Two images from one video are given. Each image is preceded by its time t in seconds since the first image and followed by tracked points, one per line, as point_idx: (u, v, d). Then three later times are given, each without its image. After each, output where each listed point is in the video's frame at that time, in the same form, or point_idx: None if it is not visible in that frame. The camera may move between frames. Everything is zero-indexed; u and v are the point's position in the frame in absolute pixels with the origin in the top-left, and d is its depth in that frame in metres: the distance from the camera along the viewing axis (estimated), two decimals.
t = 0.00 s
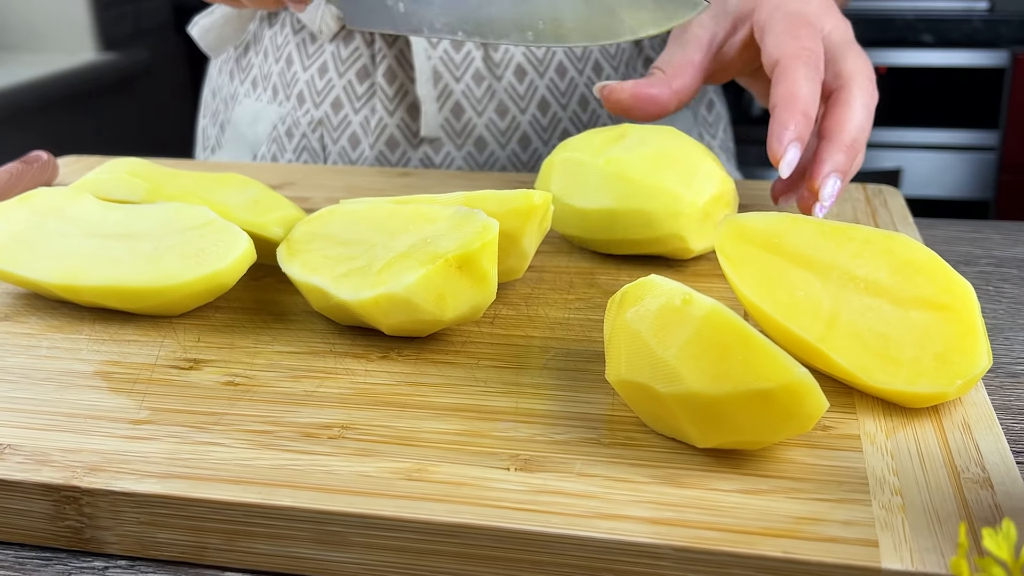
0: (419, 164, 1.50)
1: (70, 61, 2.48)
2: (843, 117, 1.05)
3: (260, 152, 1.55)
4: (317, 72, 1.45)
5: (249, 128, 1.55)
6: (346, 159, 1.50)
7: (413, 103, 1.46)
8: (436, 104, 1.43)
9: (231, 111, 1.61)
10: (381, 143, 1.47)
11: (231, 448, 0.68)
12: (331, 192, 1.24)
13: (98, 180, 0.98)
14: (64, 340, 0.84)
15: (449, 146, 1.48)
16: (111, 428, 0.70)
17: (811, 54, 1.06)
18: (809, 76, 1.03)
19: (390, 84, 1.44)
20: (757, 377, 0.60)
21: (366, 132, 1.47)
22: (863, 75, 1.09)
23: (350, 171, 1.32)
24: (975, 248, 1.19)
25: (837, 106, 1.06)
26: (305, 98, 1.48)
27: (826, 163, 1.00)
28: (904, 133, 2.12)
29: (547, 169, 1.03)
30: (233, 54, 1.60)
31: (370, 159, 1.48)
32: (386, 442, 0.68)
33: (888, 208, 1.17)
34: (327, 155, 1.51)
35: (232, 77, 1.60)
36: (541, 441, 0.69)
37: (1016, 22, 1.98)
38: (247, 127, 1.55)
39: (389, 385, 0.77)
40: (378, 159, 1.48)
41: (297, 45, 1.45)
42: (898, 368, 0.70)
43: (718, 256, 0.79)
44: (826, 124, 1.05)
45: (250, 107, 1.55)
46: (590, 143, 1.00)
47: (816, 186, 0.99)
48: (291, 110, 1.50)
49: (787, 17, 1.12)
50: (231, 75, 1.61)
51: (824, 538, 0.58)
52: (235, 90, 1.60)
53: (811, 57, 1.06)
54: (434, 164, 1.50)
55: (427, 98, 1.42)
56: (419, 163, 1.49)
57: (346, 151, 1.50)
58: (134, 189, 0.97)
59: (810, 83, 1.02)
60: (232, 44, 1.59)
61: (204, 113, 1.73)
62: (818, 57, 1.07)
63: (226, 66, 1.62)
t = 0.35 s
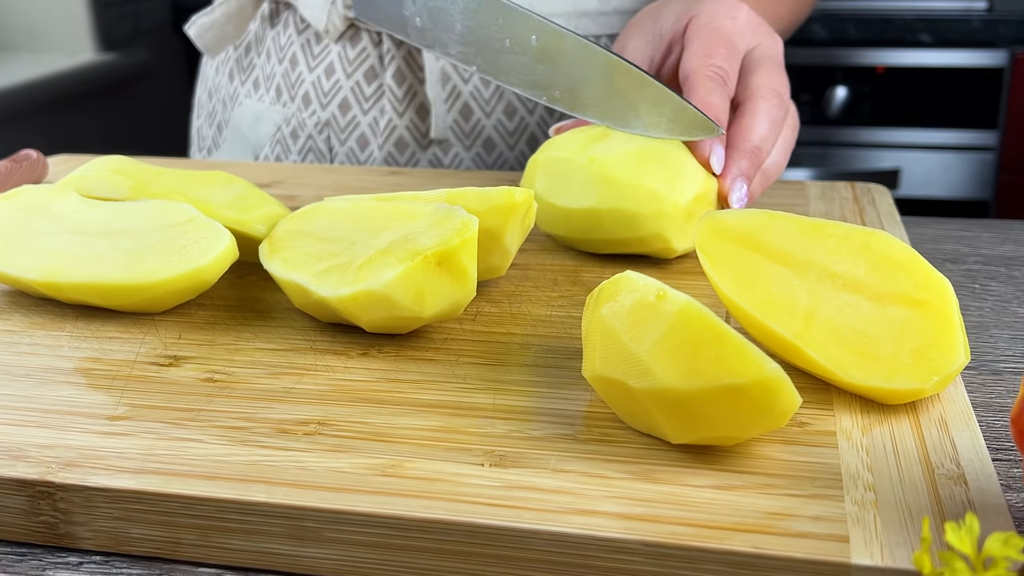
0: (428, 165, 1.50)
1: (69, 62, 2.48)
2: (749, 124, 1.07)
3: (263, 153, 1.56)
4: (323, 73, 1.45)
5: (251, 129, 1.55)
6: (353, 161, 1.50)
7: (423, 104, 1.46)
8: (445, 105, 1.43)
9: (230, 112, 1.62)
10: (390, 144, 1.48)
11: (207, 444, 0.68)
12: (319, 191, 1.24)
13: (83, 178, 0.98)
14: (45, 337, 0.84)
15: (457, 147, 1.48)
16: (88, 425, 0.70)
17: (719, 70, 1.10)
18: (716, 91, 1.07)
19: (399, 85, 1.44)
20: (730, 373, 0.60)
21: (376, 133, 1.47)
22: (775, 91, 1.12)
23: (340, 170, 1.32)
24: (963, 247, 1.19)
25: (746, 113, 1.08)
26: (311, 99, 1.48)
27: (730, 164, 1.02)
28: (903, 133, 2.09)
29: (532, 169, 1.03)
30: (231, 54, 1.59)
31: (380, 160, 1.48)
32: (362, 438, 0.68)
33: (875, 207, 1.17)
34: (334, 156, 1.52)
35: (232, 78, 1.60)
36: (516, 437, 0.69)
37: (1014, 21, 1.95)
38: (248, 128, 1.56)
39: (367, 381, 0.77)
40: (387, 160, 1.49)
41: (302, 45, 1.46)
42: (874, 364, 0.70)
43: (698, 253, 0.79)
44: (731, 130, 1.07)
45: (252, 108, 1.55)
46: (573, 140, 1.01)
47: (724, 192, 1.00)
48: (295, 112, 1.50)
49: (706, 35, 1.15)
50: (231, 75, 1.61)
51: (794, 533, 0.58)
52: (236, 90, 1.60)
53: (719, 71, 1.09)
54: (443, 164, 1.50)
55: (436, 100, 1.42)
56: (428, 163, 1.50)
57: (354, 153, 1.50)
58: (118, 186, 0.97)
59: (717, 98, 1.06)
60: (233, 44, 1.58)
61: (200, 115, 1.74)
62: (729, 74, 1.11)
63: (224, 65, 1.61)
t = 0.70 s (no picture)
0: (428, 160, 1.50)
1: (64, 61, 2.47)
2: (732, 121, 1.07)
3: (257, 140, 1.56)
4: (325, 60, 1.45)
5: (246, 115, 1.55)
6: (352, 152, 1.51)
7: (425, 97, 1.46)
8: (446, 99, 1.44)
9: (224, 95, 1.60)
10: (391, 136, 1.48)
11: (182, 440, 0.68)
12: (306, 189, 1.24)
13: (65, 174, 0.98)
14: (26, 333, 0.84)
15: (458, 142, 1.48)
16: (64, 420, 0.70)
17: (706, 69, 1.10)
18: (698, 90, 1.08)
19: (402, 76, 1.44)
20: (702, 368, 0.60)
21: (377, 124, 1.48)
22: (761, 89, 1.12)
23: (328, 167, 1.32)
24: (950, 245, 1.19)
25: (729, 111, 1.08)
26: (312, 86, 1.48)
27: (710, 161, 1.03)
28: (898, 133, 2.08)
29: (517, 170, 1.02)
30: (226, 35, 1.56)
31: (380, 153, 1.49)
32: (337, 434, 0.68)
33: (861, 205, 1.17)
34: (331, 146, 1.51)
35: (227, 61, 1.57)
36: (492, 433, 0.69)
37: (1010, 20, 1.94)
38: (243, 113, 1.55)
39: (345, 378, 0.77)
40: (387, 153, 1.49)
41: (303, 31, 1.45)
42: (850, 361, 0.70)
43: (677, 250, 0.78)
44: (713, 126, 1.08)
45: (248, 93, 1.54)
46: (555, 143, 1.00)
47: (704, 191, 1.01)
48: (293, 99, 1.50)
49: (694, 32, 1.15)
50: (225, 58, 1.58)
51: (766, 529, 0.58)
52: (231, 74, 1.58)
53: (705, 70, 1.09)
54: (444, 160, 1.50)
55: (436, 94, 1.42)
56: (428, 158, 1.49)
57: (353, 143, 1.50)
58: (101, 183, 0.97)
59: (701, 98, 1.06)
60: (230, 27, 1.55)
61: (188, 95, 1.71)
62: (714, 72, 1.11)
63: (217, 47, 1.59)
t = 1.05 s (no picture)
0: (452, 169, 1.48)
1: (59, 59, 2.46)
2: (715, 116, 1.07)
3: (269, 147, 1.58)
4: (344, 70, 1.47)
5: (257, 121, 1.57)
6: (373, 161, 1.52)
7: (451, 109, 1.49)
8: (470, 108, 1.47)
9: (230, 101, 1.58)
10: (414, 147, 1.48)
11: (160, 433, 0.68)
12: (295, 184, 1.24)
13: (51, 169, 0.98)
14: (8, 327, 0.84)
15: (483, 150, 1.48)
16: (42, 413, 0.70)
17: (691, 65, 1.10)
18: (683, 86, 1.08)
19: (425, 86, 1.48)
20: (680, 361, 0.61)
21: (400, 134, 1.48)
22: (744, 86, 1.12)
23: (317, 164, 1.32)
24: (938, 242, 1.18)
25: (713, 108, 1.09)
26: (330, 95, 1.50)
27: (693, 155, 1.03)
28: (892, 132, 2.08)
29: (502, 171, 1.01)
30: (234, 42, 1.55)
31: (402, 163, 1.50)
32: (316, 427, 0.68)
33: (849, 202, 1.17)
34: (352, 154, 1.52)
35: (234, 66, 1.56)
36: (471, 426, 0.69)
37: (1005, 19, 1.93)
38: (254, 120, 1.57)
39: (327, 372, 0.77)
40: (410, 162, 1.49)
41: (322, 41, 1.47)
42: (831, 354, 0.70)
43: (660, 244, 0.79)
44: (697, 121, 1.07)
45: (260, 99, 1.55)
46: (542, 139, 0.99)
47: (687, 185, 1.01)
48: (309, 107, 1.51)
49: (680, 30, 1.15)
50: (232, 64, 1.56)
51: (742, 521, 0.58)
52: (239, 79, 1.57)
53: (689, 66, 1.10)
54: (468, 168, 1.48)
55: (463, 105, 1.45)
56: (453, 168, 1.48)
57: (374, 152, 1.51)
58: (86, 178, 0.97)
59: (685, 94, 1.06)
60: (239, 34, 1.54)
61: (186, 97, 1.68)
62: (699, 69, 1.11)
63: (223, 53, 1.57)
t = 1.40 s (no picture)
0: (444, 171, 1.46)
1: (54, 57, 2.45)
2: (695, 107, 1.07)
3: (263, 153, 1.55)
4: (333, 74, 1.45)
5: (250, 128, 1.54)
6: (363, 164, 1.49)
7: (436, 106, 1.51)
8: (458, 108, 1.47)
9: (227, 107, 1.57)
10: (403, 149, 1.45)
11: (138, 426, 0.67)
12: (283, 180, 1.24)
13: (34, 164, 0.98)
14: None
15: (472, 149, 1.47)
16: (20, 407, 0.70)
17: (662, 55, 1.10)
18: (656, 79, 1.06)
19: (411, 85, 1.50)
20: (657, 353, 0.60)
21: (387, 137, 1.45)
22: (721, 70, 1.12)
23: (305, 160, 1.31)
24: (926, 237, 1.18)
25: (692, 96, 1.09)
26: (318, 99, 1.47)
27: (674, 146, 1.03)
28: (889, 131, 2.07)
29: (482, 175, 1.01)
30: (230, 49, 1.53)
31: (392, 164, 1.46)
32: (295, 421, 0.68)
33: (837, 197, 1.17)
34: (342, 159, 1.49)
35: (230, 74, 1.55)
36: (450, 420, 0.68)
37: (999, 17, 1.94)
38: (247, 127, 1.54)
39: (307, 366, 0.76)
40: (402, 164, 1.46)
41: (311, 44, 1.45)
42: (811, 347, 0.70)
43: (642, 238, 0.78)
44: (677, 111, 1.07)
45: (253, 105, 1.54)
46: (520, 135, 0.98)
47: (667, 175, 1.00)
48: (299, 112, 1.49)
49: (647, 19, 1.14)
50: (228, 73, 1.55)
51: (718, 513, 0.57)
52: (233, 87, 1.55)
53: (662, 57, 1.09)
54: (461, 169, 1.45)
55: (449, 104, 1.46)
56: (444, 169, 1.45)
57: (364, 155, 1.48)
58: (70, 173, 0.96)
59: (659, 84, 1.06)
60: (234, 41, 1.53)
61: (193, 108, 1.68)
62: (670, 58, 1.10)
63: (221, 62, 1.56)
